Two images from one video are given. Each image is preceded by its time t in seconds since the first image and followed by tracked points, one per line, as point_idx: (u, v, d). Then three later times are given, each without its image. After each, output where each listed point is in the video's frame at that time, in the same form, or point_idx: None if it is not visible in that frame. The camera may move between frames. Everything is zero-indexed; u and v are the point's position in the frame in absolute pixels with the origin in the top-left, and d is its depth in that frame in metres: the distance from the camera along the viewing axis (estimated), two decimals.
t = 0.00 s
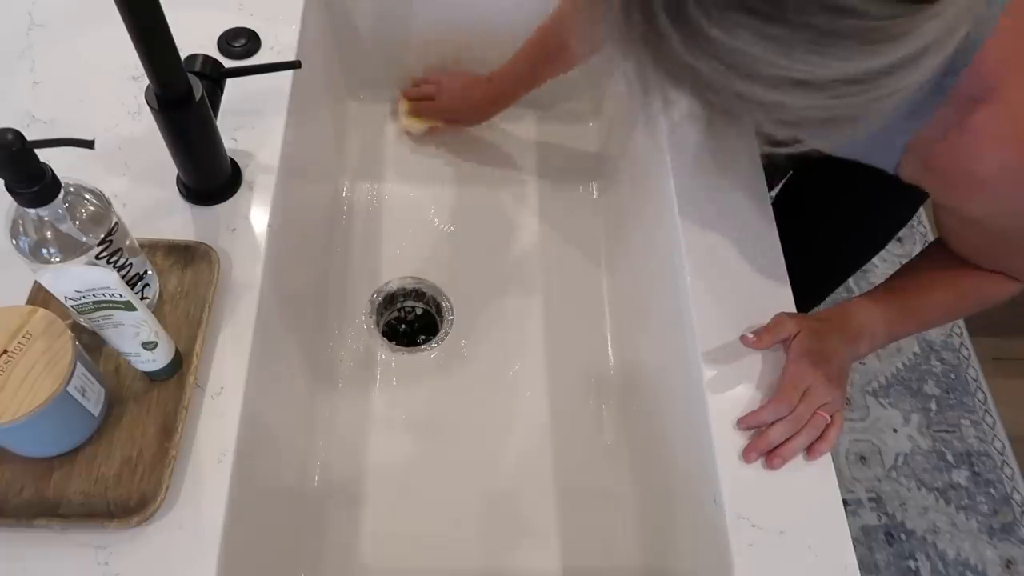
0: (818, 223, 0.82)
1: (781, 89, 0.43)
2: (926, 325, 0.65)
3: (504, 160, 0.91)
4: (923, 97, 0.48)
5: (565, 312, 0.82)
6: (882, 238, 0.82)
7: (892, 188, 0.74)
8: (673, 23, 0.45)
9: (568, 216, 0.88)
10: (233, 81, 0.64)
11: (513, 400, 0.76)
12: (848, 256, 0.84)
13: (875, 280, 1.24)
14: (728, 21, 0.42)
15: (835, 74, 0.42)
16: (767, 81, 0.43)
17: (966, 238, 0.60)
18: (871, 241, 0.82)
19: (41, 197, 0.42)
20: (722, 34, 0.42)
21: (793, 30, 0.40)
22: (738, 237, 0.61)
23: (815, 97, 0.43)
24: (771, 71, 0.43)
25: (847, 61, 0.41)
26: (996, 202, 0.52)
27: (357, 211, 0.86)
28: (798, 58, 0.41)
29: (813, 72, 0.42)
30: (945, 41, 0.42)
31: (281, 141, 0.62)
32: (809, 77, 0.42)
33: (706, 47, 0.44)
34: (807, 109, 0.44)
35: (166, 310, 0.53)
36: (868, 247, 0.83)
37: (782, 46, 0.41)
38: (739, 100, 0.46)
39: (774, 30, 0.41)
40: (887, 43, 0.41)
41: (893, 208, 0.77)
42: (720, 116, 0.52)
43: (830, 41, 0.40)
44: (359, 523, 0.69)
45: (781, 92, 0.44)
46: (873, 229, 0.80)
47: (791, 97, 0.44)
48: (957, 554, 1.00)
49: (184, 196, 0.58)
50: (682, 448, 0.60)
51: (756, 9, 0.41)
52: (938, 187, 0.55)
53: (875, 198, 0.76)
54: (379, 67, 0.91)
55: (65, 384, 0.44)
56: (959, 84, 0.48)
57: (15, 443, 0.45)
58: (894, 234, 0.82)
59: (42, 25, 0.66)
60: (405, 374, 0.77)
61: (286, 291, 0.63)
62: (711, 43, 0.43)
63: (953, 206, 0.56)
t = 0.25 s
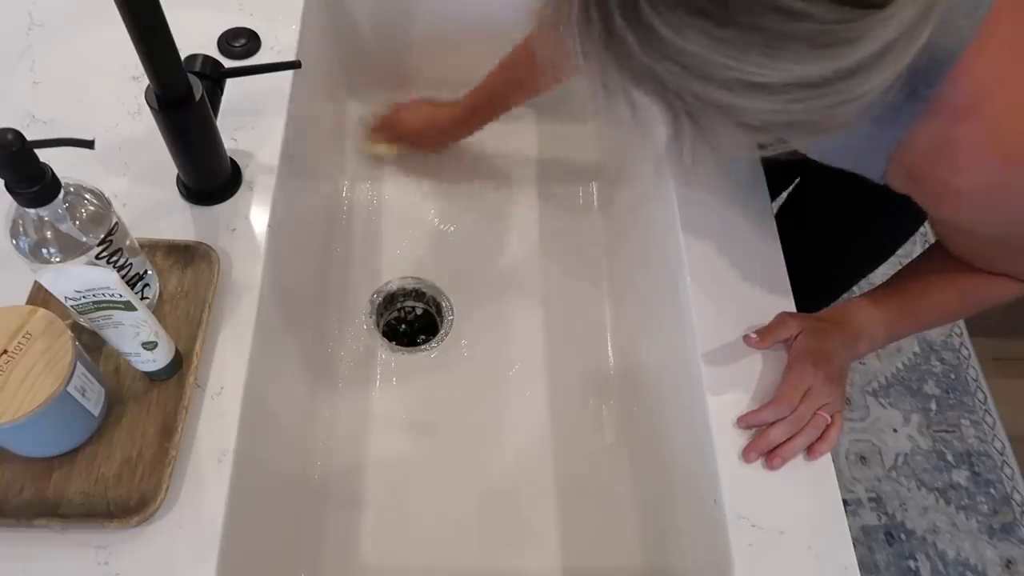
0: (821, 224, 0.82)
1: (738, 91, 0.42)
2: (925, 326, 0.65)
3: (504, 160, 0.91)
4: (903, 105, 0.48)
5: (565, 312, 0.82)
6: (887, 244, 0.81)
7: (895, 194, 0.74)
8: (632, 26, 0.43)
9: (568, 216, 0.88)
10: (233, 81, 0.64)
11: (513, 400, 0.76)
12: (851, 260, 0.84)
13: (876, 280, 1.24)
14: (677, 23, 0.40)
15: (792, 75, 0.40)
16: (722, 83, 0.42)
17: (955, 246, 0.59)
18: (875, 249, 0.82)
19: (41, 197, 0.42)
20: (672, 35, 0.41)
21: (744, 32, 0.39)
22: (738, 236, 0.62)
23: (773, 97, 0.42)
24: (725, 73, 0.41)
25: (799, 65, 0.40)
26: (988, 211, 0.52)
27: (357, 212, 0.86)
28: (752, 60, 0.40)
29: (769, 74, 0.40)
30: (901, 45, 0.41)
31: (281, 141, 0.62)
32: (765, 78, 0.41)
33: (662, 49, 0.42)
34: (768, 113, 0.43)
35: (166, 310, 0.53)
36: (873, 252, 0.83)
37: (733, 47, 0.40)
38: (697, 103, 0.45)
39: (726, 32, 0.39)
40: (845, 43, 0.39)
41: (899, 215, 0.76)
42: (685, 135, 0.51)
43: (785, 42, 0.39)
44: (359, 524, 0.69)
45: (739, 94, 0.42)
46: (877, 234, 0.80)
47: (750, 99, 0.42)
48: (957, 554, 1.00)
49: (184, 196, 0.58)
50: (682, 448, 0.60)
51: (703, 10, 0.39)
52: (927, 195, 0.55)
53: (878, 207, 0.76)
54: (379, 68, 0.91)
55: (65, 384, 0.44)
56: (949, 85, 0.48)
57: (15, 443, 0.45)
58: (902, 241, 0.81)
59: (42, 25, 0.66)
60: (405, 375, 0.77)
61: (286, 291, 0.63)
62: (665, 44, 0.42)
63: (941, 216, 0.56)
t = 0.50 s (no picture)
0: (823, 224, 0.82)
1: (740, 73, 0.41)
2: (924, 324, 0.65)
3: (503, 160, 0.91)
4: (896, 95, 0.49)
5: (565, 313, 0.82)
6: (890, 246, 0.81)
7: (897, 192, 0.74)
8: (636, 12, 0.41)
9: (568, 216, 0.88)
10: (233, 81, 0.64)
11: (513, 400, 0.76)
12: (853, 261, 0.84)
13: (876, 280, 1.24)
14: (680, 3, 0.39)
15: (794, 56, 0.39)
16: (723, 66, 0.41)
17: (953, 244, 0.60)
18: (875, 250, 0.82)
19: (41, 197, 0.42)
20: (677, 18, 0.40)
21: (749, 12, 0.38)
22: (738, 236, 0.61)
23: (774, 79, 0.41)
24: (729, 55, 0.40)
25: (802, 44, 0.39)
26: (983, 212, 0.52)
27: (358, 212, 0.86)
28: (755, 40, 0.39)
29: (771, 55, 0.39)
30: (900, 26, 0.41)
31: (281, 141, 0.62)
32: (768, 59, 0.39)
33: (665, 32, 0.41)
34: (769, 96, 0.42)
35: (166, 310, 0.53)
36: (875, 254, 0.82)
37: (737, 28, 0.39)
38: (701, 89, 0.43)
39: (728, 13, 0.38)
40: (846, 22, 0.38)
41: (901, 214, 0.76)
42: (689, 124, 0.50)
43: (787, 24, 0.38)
44: (359, 523, 0.69)
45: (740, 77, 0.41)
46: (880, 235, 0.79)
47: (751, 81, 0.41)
48: (957, 554, 1.00)
49: (184, 196, 0.58)
50: (682, 448, 0.60)
51: None
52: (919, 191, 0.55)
53: (879, 206, 0.76)
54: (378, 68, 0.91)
55: (65, 384, 0.44)
56: (941, 83, 0.49)
57: (14, 443, 0.45)
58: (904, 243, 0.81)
59: (42, 25, 0.66)
60: (405, 375, 0.77)
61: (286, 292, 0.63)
62: (668, 28, 0.40)
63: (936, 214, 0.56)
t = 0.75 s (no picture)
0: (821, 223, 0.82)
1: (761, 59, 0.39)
2: (925, 323, 0.65)
3: (503, 160, 0.91)
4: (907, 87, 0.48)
5: (565, 313, 0.82)
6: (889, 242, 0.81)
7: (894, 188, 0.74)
8: None
9: (568, 216, 0.88)
10: (233, 81, 0.64)
11: (513, 400, 0.76)
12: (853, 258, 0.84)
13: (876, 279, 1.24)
14: None
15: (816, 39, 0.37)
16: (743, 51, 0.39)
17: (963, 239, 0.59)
18: (873, 247, 0.82)
19: (41, 197, 0.42)
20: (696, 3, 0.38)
21: None
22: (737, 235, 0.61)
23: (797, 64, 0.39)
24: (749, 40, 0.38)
25: (826, 25, 0.37)
26: (987, 202, 0.51)
27: (358, 212, 0.86)
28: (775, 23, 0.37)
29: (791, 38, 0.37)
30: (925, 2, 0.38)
31: (281, 141, 0.62)
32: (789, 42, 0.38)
33: (686, 18, 0.39)
34: (788, 80, 0.40)
35: (166, 310, 0.53)
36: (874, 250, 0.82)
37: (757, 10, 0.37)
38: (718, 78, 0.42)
39: None
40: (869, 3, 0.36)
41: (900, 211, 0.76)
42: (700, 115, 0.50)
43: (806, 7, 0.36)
44: (359, 523, 0.69)
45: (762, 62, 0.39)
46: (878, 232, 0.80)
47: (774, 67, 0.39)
48: (957, 554, 1.00)
49: (184, 196, 0.58)
50: (682, 448, 0.60)
51: None
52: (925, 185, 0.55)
53: (878, 204, 0.76)
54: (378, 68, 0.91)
55: (65, 384, 0.44)
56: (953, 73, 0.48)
57: (14, 443, 0.45)
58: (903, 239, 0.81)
59: (42, 25, 0.66)
60: (405, 375, 0.77)
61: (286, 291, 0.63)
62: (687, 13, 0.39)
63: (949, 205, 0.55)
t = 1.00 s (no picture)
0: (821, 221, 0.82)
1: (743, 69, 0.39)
2: (926, 323, 0.65)
3: (503, 160, 0.91)
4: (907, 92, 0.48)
5: (565, 313, 0.82)
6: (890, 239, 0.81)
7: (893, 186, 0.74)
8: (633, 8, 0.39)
9: (568, 216, 0.88)
10: (233, 81, 0.64)
11: (513, 400, 0.76)
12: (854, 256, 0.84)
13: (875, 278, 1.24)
14: None
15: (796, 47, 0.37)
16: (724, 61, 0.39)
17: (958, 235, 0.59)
18: (872, 247, 0.82)
19: (41, 197, 0.42)
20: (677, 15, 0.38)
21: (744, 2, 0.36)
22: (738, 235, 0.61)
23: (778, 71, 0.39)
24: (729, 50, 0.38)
25: (806, 33, 0.37)
26: (977, 198, 0.51)
27: (357, 212, 0.86)
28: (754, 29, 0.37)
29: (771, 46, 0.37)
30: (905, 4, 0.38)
31: (281, 140, 0.62)
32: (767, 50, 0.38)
33: (665, 30, 0.39)
34: (770, 87, 0.40)
35: (166, 310, 0.53)
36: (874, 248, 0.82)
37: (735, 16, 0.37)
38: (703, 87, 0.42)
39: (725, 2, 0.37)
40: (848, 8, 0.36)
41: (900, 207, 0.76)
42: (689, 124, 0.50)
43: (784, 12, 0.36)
44: (359, 523, 0.69)
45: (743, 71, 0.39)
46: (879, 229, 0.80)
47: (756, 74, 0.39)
48: (957, 554, 1.00)
49: (184, 196, 0.58)
50: (683, 447, 0.60)
51: None
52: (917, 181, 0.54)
53: (877, 202, 0.76)
54: (378, 68, 0.91)
55: (65, 384, 0.44)
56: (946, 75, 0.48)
57: (14, 443, 0.45)
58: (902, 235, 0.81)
59: (42, 25, 0.66)
60: (405, 375, 0.77)
61: (286, 291, 0.63)
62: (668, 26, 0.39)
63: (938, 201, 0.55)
